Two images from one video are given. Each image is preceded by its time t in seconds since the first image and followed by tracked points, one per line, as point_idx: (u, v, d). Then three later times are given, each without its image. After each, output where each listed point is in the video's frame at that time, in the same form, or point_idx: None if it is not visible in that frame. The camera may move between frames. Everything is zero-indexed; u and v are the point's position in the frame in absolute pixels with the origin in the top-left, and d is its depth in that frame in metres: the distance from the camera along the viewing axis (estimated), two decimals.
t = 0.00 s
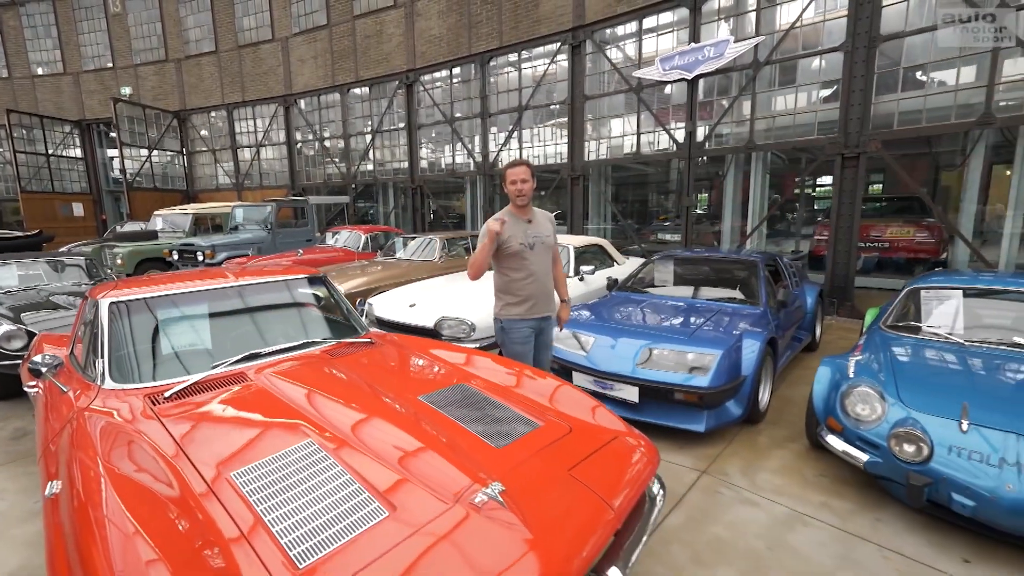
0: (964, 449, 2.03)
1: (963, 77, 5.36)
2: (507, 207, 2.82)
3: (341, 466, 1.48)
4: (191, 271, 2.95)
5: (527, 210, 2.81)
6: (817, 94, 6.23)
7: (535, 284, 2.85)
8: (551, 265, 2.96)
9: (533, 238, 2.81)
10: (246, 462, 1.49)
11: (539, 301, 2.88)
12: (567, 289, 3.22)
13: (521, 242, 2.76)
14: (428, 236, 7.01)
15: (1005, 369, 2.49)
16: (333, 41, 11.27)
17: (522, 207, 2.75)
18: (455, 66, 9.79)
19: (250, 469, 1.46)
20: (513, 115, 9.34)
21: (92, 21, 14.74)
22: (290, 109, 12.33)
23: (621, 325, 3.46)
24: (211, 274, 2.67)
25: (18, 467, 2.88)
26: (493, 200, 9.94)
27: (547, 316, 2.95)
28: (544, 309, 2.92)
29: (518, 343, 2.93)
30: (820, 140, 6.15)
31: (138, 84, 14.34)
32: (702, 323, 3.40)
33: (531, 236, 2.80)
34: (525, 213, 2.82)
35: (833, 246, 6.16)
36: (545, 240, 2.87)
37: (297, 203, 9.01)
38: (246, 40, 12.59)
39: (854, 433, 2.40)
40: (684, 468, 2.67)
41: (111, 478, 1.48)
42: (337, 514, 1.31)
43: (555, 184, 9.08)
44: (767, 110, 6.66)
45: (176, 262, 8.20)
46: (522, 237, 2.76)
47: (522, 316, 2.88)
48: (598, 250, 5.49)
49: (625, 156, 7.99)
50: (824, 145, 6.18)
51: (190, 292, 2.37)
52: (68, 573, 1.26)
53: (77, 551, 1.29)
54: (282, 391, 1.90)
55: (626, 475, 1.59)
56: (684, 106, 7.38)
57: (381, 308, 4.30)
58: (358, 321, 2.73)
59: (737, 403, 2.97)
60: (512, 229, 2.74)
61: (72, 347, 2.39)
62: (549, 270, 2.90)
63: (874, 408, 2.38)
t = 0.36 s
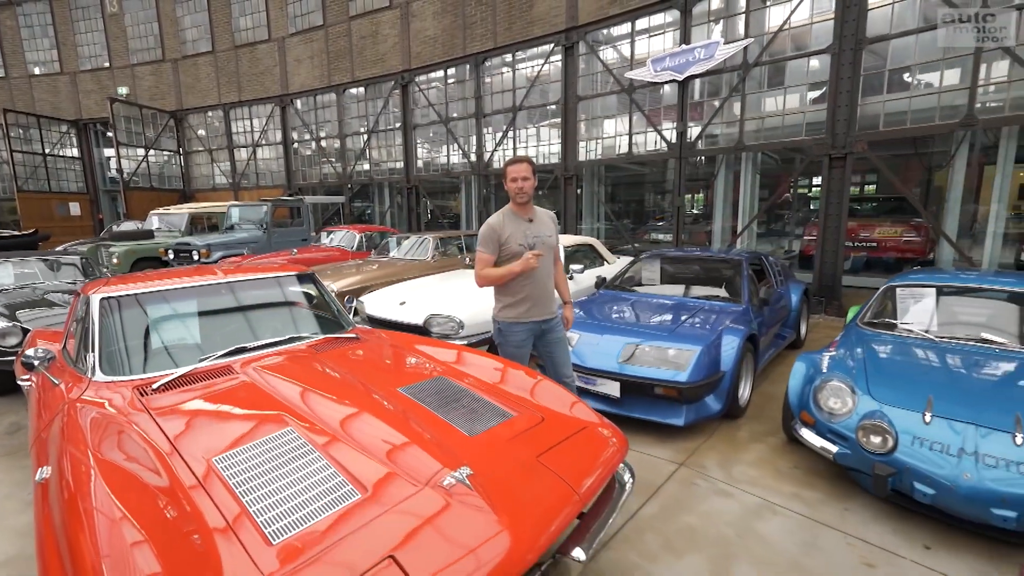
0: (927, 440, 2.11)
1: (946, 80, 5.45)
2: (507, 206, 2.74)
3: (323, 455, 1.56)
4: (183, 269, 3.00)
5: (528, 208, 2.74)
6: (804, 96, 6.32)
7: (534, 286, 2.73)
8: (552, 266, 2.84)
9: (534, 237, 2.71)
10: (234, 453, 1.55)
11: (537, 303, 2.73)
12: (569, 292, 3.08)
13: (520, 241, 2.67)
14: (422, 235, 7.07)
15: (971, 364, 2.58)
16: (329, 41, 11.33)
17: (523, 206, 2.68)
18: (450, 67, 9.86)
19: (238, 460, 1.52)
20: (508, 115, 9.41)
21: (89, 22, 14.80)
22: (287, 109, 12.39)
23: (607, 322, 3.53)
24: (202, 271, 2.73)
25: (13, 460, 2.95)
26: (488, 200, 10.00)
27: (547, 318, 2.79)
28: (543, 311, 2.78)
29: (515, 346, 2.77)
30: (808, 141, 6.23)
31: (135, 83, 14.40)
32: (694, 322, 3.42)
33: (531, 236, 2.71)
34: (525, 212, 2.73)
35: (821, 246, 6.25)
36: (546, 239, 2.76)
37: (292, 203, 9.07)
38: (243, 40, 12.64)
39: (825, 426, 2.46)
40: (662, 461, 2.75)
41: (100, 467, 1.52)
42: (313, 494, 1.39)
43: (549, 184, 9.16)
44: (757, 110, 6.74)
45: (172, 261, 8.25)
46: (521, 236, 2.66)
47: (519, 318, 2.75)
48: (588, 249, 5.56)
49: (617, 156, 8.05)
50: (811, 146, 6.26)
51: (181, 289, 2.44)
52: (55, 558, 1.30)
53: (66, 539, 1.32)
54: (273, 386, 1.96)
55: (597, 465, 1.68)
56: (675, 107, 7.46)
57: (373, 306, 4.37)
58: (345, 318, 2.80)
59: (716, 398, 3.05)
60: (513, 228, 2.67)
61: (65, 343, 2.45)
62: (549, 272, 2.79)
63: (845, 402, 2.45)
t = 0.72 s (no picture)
0: (896, 432, 2.19)
1: (932, 81, 5.52)
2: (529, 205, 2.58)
3: (305, 445, 1.61)
4: (174, 266, 3.03)
5: (550, 209, 2.54)
6: (794, 97, 6.38)
7: (541, 289, 2.53)
8: (570, 272, 2.59)
9: (547, 239, 2.50)
10: (221, 446, 1.59)
11: (542, 307, 2.54)
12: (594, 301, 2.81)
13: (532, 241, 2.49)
14: (415, 234, 7.11)
15: (942, 359, 2.65)
16: (324, 41, 11.35)
17: (543, 206, 2.49)
18: (444, 67, 9.91)
19: (223, 452, 1.56)
20: (502, 115, 9.46)
21: (84, 20, 14.80)
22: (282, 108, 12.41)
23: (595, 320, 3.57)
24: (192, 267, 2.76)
25: (6, 455, 2.99)
26: (482, 200, 10.06)
27: (553, 324, 2.57)
28: (549, 316, 2.56)
29: (519, 347, 2.65)
30: (797, 141, 6.29)
31: (130, 82, 14.39)
32: (685, 320, 3.44)
33: (545, 237, 2.50)
34: (547, 212, 2.54)
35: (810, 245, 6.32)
36: (562, 243, 2.53)
37: (287, 202, 9.11)
38: (238, 39, 12.66)
39: (801, 420, 2.53)
40: (644, 455, 2.81)
41: (89, 459, 1.56)
42: (296, 484, 1.44)
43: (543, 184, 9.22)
44: (747, 111, 6.81)
45: (166, 260, 8.28)
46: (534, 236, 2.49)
47: (525, 321, 2.59)
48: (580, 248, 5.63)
49: (610, 156, 8.11)
50: (800, 146, 6.32)
51: (170, 286, 2.48)
52: (44, 548, 1.34)
53: (54, 529, 1.36)
54: (261, 381, 2.01)
55: (571, 456, 1.74)
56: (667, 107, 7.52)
57: (364, 304, 4.42)
58: (334, 315, 2.85)
59: (698, 394, 3.12)
60: (527, 228, 2.50)
61: (56, 340, 2.49)
62: (563, 277, 2.55)
63: (820, 396, 2.52)
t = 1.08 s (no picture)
0: (870, 426, 2.26)
1: (916, 85, 5.61)
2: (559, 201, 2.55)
3: (290, 439, 1.67)
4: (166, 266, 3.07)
5: (580, 207, 2.51)
6: (782, 100, 6.47)
7: (559, 285, 2.51)
8: (590, 270, 2.57)
9: (572, 236, 2.48)
10: (213, 443, 1.64)
11: (558, 303, 2.52)
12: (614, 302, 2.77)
13: (556, 237, 2.47)
14: (409, 234, 7.16)
15: (917, 356, 2.73)
16: (319, 42, 11.39)
17: (574, 203, 2.46)
18: (438, 68, 9.96)
19: (212, 447, 1.61)
20: (496, 116, 9.52)
21: (78, 21, 14.79)
22: (277, 109, 12.43)
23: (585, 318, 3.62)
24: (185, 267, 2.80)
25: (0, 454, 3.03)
26: (477, 200, 10.12)
27: (570, 322, 2.54)
28: (567, 314, 2.54)
29: (533, 343, 2.60)
30: (786, 143, 6.38)
31: (125, 82, 14.38)
32: (674, 319, 3.49)
33: (570, 234, 2.48)
34: (576, 210, 2.51)
35: (799, 246, 6.41)
36: (586, 241, 2.52)
37: (282, 203, 9.15)
38: (233, 40, 12.68)
39: (781, 416, 2.60)
40: (630, 450, 2.88)
41: (82, 457, 1.60)
42: (285, 479, 1.48)
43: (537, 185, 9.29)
44: (736, 114, 6.89)
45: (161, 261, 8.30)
46: (558, 232, 2.46)
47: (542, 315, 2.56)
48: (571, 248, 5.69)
49: (602, 157, 8.18)
50: (789, 148, 6.42)
51: (163, 287, 2.53)
52: (38, 542, 1.38)
53: (48, 524, 1.40)
54: (250, 379, 2.06)
55: (551, 448, 1.81)
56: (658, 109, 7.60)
57: (356, 304, 4.47)
58: (325, 316, 2.90)
59: (683, 391, 3.19)
60: (554, 223, 2.47)
61: (50, 339, 2.53)
62: (583, 274, 2.53)
63: (799, 392, 2.59)
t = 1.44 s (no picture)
0: (853, 423, 2.31)
1: (906, 87, 5.69)
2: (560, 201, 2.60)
3: (285, 436, 1.71)
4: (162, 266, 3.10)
5: (581, 207, 2.57)
6: (774, 101, 6.54)
7: (568, 287, 2.54)
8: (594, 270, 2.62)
9: (577, 236, 2.53)
10: (209, 440, 1.67)
11: (568, 305, 2.55)
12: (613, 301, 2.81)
13: (563, 238, 2.50)
14: (405, 235, 7.19)
15: (903, 355, 2.78)
16: (315, 42, 11.41)
17: (577, 203, 2.52)
18: (434, 69, 9.99)
19: (207, 444, 1.65)
20: (492, 117, 9.55)
21: (74, 20, 14.78)
22: (273, 109, 12.43)
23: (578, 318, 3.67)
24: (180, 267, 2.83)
25: None
26: (473, 201, 10.15)
27: (576, 322, 2.58)
28: (574, 315, 2.57)
29: (538, 344, 2.62)
30: (777, 145, 6.45)
31: (120, 82, 14.35)
32: (666, 318, 3.54)
33: (575, 234, 2.53)
34: (578, 210, 2.57)
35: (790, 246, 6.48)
36: (591, 242, 2.57)
37: (277, 203, 9.17)
38: (229, 40, 12.69)
39: (767, 413, 2.65)
40: (619, 447, 2.93)
41: (79, 453, 1.63)
42: (279, 474, 1.52)
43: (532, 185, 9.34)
44: (729, 115, 6.95)
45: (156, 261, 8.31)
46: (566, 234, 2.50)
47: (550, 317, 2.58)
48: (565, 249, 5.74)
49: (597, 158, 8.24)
50: (780, 149, 6.48)
51: (159, 287, 2.56)
52: (37, 535, 1.41)
53: (46, 518, 1.43)
54: (245, 378, 2.10)
55: (540, 443, 1.86)
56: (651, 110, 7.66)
57: (351, 304, 4.50)
58: (320, 316, 2.94)
59: (672, 390, 3.25)
60: (559, 225, 2.51)
61: (46, 338, 2.56)
62: (589, 275, 2.58)
63: (785, 390, 2.64)
